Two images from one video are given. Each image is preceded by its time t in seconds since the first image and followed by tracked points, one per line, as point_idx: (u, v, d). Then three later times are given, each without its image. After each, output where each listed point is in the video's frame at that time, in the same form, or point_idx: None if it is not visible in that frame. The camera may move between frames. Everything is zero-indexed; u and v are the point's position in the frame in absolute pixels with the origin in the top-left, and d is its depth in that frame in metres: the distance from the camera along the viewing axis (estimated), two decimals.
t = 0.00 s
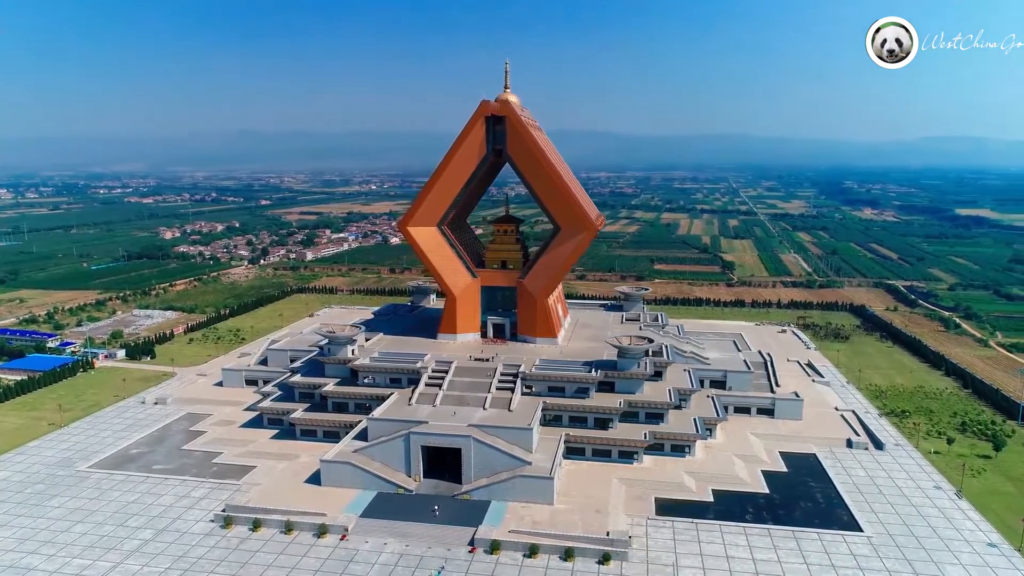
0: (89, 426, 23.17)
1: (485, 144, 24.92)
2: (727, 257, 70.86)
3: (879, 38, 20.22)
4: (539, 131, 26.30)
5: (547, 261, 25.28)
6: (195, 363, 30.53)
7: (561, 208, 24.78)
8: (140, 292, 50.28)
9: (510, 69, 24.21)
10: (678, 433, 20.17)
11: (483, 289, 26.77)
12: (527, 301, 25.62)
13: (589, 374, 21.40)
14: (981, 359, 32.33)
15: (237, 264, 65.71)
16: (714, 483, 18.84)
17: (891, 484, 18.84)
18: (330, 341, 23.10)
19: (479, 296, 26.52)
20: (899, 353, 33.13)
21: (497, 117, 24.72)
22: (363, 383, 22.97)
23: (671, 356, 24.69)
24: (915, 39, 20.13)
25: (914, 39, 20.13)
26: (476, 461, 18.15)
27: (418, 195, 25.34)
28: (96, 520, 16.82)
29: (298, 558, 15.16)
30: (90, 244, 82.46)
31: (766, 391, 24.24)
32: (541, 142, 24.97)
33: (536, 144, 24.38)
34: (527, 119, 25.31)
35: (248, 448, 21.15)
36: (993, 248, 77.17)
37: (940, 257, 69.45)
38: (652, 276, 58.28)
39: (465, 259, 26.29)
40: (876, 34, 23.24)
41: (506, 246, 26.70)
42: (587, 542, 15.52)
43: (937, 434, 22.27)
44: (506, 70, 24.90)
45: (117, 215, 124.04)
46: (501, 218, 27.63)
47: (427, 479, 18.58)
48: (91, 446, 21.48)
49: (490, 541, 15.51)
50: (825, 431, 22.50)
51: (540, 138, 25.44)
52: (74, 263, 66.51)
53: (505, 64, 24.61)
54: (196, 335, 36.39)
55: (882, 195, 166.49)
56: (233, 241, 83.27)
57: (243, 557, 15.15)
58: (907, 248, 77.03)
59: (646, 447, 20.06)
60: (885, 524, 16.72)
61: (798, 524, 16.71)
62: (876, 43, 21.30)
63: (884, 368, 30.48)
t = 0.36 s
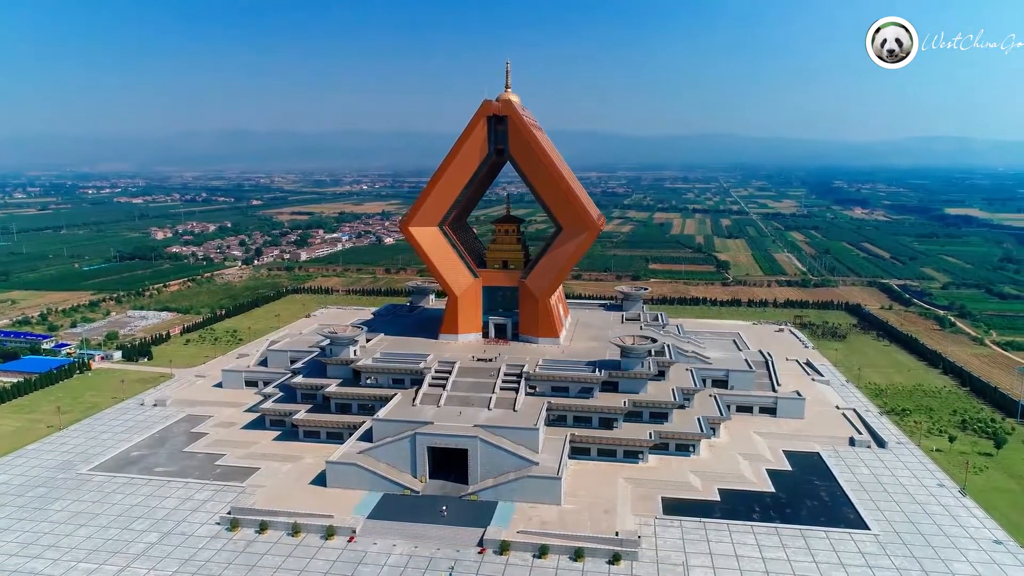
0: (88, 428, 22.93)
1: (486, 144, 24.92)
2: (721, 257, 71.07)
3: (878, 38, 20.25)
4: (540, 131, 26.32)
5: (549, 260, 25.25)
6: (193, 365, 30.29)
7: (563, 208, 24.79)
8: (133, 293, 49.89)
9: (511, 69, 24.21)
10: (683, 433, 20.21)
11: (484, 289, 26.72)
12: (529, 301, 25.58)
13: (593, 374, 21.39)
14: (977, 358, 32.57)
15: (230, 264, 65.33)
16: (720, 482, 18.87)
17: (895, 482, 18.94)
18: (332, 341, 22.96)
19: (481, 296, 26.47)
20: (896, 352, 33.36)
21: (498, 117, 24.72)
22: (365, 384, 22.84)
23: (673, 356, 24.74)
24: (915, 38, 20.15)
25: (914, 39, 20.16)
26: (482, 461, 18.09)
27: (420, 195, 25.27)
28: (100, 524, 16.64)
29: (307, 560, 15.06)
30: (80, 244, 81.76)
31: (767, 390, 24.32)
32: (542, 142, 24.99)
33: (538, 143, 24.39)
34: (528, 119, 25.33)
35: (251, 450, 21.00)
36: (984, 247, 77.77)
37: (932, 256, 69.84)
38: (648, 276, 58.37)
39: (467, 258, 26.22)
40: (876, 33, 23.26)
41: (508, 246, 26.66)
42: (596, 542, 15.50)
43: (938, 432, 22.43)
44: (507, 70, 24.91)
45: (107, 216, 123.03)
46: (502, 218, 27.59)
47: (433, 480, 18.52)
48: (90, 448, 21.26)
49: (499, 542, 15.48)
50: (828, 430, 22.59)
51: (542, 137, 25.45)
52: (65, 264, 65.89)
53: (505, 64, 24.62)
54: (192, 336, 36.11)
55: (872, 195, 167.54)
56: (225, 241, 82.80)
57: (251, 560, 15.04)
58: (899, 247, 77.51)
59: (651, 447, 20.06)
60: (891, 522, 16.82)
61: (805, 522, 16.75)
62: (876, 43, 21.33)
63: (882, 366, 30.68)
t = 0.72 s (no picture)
0: (88, 431, 22.75)
1: (488, 144, 24.88)
2: (716, 256, 71.31)
3: (878, 38, 20.33)
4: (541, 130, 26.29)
5: (551, 260, 25.23)
6: (192, 366, 30.09)
7: (564, 208, 24.78)
8: (128, 294, 49.54)
9: (512, 69, 24.20)
10: (687, 432, 20.23)
11: (485, 290, 26.66)
12: (530, 301, 25.54)
13: (597, 374, 21.39)
14: (974, 356, 32.79)
15: (225, 265, 64.97)
16: (725, 481, 18.90)
17: (899, 481, 19.04)
18: (334, 342, 22.86)
19: (483, 296, 26.40)
20: (893, 351, 33.54)
21: (500, 117, 24.69)
22: (367, 385, 22.75)
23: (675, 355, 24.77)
24: (915, 38, 20.24)
25: (914, 39, 20.25)
26: (487, 462, 18.05)
27: (421, 195, 25.20)
28: (103, 527, 16.50)
29: (314, 562, 14.99)
30: (72, 245, 81.12)
31: (769, 390, 24.40)
32: (544, 141, 24.96)
33: (540, 142, 24.37)
34: (529, 119, 25.31)
35: (253, 451, 20.87)
36: (976, 246, 78.34)
37: (925, 255, 70.35)
38: (644, 276, 58.48)
39: (468, 259, 26.16)
40: (876, 33, 23.31)
41: (509, 246, 26.62)
42: (605, 542, 15.50)
43: (939, 431, 22.56)
44: (508, 70, 24.89)
45: (97, 216, 122.15)
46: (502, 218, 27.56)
47: (439, 481, 18.47)
48: (91, 451, 21.08)
49: (508, 543, 15.44)
50: (830, 429, 22.68)
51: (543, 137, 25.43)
52: (57, 264, 65.39)
53: (507, 63, 24.60)
54: (189, 337, 35.88)
55: (863, 195, 168.51)
56: (219, 241, 82.39)
57: (258, 563, 14.94)
58: (892, 246, 77.98)
59: (656, 447, 20.07)
60: (897, 520, 16.90)
61: (811, 521, 16.81)
62: (877, 43, 21.43)
63: (880, 365, 30.84)
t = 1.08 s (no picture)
0: (87, 433, 22.52)
1: (490, 144, 24.85)
2: (710, 256, 71.54)
3: (879, 38, 20.38)
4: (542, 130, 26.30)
5: (552, 260, 25.21)
6: (189, 368, 29.88)
7: (566, 208, 24.78)
8: (121, 295, 49.16)
9: (513, 68, 24.20)
10: (691, 432, 20.26)
11: (487, 290, 26.60)
12: (532, 302, 25.54)
13: (601, 374, 21.37)
14: (970, 355, 33.02)
15: (218, 265, 64.59)
16: (731, 480, 18.93)
17: (902, 479, 19.14)
18: (336, 343, 22.69)
19: (484, 297, 26.35)
20: (889, 349, 33.75)
21: (502, 116, 24.67)
22: (370, 386, 22.63)
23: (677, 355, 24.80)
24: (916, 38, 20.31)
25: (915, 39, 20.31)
26: (494, 463, 18.00)
27: (422, 195, 25.14)
28: (107, 530, 16.32)
29: (323, 565, 14.89)
30: (62, 245, 80.50)
31: (770, 389, 24.47)
32: (546, 141, 24.95)
33: (542, 142, 24.38)
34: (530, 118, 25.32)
35: (256, 453, 20.73)
36: (966, 245, 78.96)
37: (916, 255, 70.84)
38: (639, 276, 58.59)
39: (469, 259, 26.10)
40: (876, 33, 23.38)
41: (510, 246, 26.57)
42: (614, 543, 15.48)
43: (940, 429, 22.71)
44: (509, 70, 24.89)
45: (87, 216, 121.26)
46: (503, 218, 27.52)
47: (445, 482, 18.41)
48: (91, 454, 20.87)
49: (517, 544, 15.40)
50: (832, 427, 22.78)
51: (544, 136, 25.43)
52: (48, 265, 64.84)
53: (508, 63, 24.58)
54: (185, 339, 35.63)
55: (853, 194, 169.60)
56: (211, 242, 81.91)
57: (266, 566, 14.83)
58: (884, 245, 78.46)
59: (661, 447, 20.08)
60: (902, 518, 16.98)
61: (818, 520, 16.86)
62: (878, 44, 21.48)
63: (878, 364, 31.01)
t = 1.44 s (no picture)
0: (86, 436, 22.30)
1: (491, 144, 24.81)
2: (704, 256, 71.79)
3: (879, 37, 20.33)
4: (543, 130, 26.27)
5: (554, 261, 25.17)
6: (187, 369, 29.68)
7: (568, 208, 24.76)
8: (115, 296, 48.79)
9: (515, 68, 24.15)
10: (696, 432, 20.30)
11: (488, 291, 26.55)
12: (534, 302, 25.52)
13: (604, 374, 21.37)
14: (965, 353, 33.29)
15: (211, 266, 64.21)
16: (736, 480, 18.96)
17: (906, 477, 19.25)
18: (338, 344, 22.53)
19: (485, 297, 26.29)
20: (886, 348, 33.99)
21: (503, 116, 24.63)
22: (372, 387, 22.53)
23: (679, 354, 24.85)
24: (916, 38, 20.31)
25: (915, 38, 20.31)
26: (500, 463, 17.96)
27: (423, 195, 25.07)
28: (111, 534, 16.16)
29: (331, 568, 14.81)
30: (53, 246, 79.82)
31: (771, 388, 24.55)
32: (547, 141, 24.94)
33: (544, 142, 24.34)
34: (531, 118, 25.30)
35: (259, 455, 20.60)
36: (956, 245, 79.65)
37: (908, 254, 71.36)
38: (634, 275, 58.75)
39: (470, 259, 26.03)
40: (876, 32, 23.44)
41: (510, 246, 26.50)
42: (623, 543, 15.48)
43: (940, 428, 22.87)
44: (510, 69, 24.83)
45: (76, 217, 120.23)
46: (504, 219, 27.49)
47: (451, 483, 18.35)
48: (91, 457, 20.67)
49: (526, 545, 15.37)
50: (833, 426, 22.90)
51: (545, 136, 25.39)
52: (39, 266, 64.25)
53: (509, 63, 24.51)
54: (182, 340, 35.39)
55: (843, 194, 170.80)
56: (204, 242, 81.39)
57: (274, 569, 14.73)
58: (876, 245, 79.06)
59: (665, 447, 20.11)
60: (908, 516, 17.06)
61: (825, 519, 16.92)
62: (878, 43, 21.52)
63: (876, 362, 31.20)
